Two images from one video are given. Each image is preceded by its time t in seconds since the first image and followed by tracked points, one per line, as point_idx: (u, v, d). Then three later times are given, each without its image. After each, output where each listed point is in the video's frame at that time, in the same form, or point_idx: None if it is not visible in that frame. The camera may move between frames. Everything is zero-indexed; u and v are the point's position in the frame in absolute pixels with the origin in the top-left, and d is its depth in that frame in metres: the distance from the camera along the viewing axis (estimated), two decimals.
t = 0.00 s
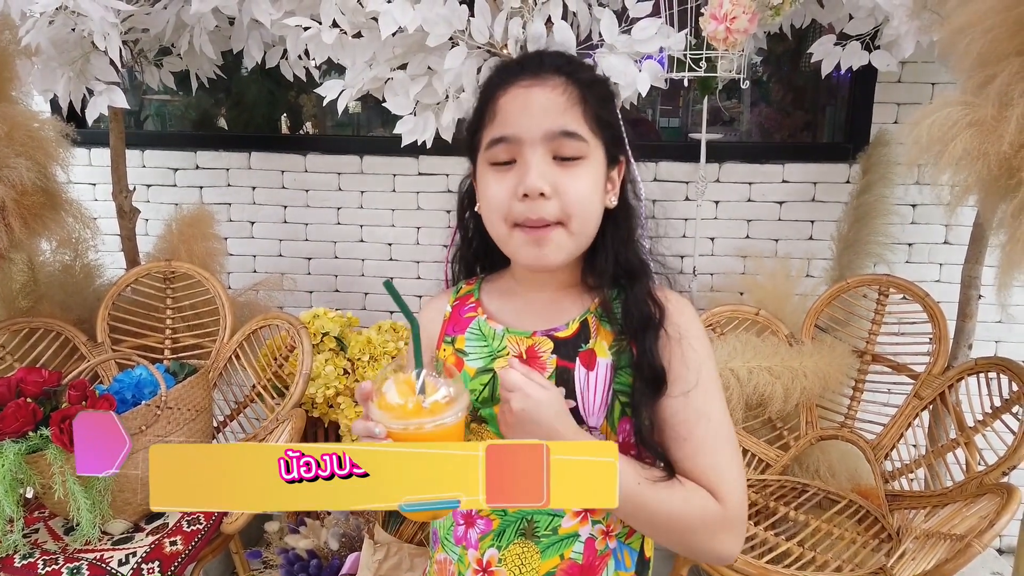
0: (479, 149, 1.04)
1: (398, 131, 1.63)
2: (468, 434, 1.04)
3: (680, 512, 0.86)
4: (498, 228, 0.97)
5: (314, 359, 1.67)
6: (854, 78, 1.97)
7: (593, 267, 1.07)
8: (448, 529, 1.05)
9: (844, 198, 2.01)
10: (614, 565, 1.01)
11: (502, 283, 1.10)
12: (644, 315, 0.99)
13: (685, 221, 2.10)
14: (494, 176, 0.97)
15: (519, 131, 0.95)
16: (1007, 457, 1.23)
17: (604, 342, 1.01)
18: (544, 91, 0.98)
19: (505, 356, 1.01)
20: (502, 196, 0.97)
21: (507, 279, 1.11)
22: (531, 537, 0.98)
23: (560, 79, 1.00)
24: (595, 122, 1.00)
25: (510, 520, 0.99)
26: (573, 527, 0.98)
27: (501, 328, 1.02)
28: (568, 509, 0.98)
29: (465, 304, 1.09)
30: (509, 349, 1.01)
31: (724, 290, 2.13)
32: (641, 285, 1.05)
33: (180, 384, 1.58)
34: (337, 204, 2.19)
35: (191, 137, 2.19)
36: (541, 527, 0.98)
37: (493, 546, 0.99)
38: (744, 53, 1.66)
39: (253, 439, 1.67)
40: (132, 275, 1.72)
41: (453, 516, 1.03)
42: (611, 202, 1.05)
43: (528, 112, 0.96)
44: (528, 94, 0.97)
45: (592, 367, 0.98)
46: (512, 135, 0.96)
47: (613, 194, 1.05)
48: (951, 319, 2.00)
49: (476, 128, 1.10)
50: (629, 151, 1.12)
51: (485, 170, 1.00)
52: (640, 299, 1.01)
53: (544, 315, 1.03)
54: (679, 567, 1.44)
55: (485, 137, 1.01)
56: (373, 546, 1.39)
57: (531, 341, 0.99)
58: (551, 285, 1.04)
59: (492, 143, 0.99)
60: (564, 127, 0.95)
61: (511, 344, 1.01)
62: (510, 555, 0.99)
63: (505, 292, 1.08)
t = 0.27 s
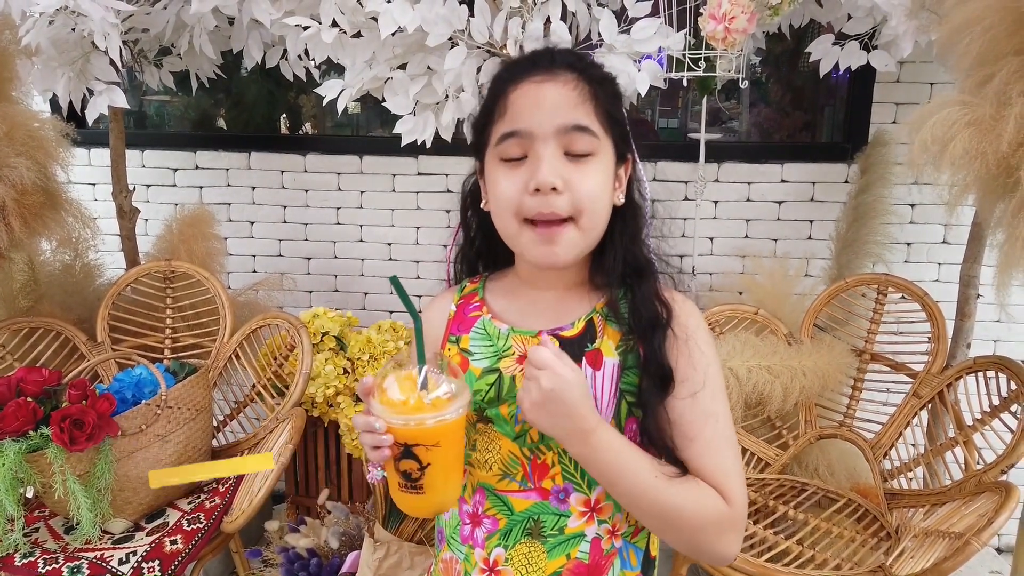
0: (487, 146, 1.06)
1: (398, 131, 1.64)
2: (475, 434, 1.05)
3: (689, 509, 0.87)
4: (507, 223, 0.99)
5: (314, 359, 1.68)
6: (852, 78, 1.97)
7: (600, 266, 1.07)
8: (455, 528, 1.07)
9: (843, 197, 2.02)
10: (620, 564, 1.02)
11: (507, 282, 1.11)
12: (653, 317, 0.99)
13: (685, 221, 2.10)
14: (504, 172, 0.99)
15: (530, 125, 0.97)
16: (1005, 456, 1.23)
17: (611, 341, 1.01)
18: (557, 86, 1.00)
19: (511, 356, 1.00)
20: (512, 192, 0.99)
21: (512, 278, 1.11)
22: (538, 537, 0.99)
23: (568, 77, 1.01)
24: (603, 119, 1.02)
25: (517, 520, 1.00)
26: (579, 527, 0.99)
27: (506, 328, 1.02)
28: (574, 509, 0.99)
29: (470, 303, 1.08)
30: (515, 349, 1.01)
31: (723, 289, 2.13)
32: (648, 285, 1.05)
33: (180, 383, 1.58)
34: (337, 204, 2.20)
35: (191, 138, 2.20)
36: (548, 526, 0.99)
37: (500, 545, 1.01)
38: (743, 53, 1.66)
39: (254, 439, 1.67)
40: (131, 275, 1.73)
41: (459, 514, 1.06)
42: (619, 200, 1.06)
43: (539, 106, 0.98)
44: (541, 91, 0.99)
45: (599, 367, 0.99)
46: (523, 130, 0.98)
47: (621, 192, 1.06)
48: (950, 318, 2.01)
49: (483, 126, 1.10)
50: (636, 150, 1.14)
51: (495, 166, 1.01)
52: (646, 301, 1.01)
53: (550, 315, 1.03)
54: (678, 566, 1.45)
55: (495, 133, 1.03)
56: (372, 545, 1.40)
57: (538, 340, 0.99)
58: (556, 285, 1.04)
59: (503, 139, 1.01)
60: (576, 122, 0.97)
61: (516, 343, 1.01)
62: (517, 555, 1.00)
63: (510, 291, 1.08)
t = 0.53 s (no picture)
0: (492, 147, 1.07)
1: (398, 131, 1.64)
2: (479, 436, 1.06)
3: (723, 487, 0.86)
4: (512, 225, 1.00)
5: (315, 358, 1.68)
6: (851, 79, 1.98)
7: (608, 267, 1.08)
8: (459, 530, 1.08)
9: (842, 198, 2.02)
10: (624, 567, 1.02)
11: (511, 284, 1.11)
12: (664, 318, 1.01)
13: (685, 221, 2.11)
14: (510, 174, 1.00)
15: (537, 129, 0.98)
16: (1004, 455, 1.23)
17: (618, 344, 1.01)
18: (562, 88, 1.00)
19: (516, 357, 1.01)
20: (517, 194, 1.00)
21: (517, 280, 1.12)
22: (542, 539, 1.00)
23: (573, 77, 1.02)
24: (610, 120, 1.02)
25: (521, 522, 1.01)
26: (584, 530, 0.99)
27: (512, 329, 1.02)
28: (578, 512, 1.00)
29: (475, 304, 1.08)
30: (520, 350, 1.01)
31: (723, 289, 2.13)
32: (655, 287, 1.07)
33: (182, 382, 1.59)
34: (338, 205, 2.20)
35: (192, 138, 2.20)
36: (552, 529, 1.00)
37: (504, 547, 1.02)
38: (743, 54, 1.67)
39: (255, 438, 1.68)
40: (132, 275, 1.73)
41: (464, 516, 1.07)
42: (627, 200, 1.07)
43: (545, 109, 0.99)
44: (547, 93, 1.00)
45: (606, 369, 0.99)
46: (529, 134, 0.99)
47: (628, 192, 1.07)
48: (949, 318, 2.02)
49: (487, 127, 1.11)
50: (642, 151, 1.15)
51: (500, 169, 1.02)
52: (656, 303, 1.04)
53: (558, 317, 1.04)
54: (678, 565, 1.45)
55: (500, 134, 1.04)
56: (374, 544, 1.40)
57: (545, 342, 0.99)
58: (563, 285, 1.05)
59: (508, 141, 1.01)
60: (582, 125, 0.98)
61: (522, 345, 1.01)
62: (520, 557, 1.01)
63: (516, 293, 1.09)
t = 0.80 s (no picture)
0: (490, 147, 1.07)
1: (396, 131, 1.64)
2: (475, 438, 1.06)
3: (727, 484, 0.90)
4: (508, 225, 1.00)
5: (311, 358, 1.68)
6: (847, 80, 1.99)
7: (606, 271, 1.09)
8: (455, 533, 1.09)
9: (838, 198, 2.03)
10: (620, 571, 1.03)
11: (509, 286, 1.11)
12: (667, 325, 1.03)
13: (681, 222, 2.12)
14: (506, 174, 1.00)
15: (534, 129, 0.98)
16: (998, 453, 1.23)
17: (618, 349, 1.02)
18: (561, 87, 1.01)
19: (514, 360, 1.01)
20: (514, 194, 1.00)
21: (515, 281, 1.12)
22: (537, 544, 1.01)
23: (572, 77, 1.02)
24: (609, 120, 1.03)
25: (517, 526, 1.02)
26: (580, 535, 1.00)
27: (511, 332, 1.03)
28: (574, 517, 1.00)
29: (473, 306, 1.09)
30: (518, 354, 1.01)
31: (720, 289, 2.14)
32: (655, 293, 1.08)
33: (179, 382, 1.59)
34: (335, 205, 2.20)
35: (189, 138, 2.21)
36: (548, 534, 1.01)
37: (499, 551, 1.02)
38: (739, 54, 1.67)
39: (252, 438, 1.68)
40: (129, 275, 1.73)
41: (460, 520, 1.08)
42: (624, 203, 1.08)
43: (543, 108, 0.99)
44: (546, 92, 1.00)
45: (606, 375, 1.00)
46: (526, 133, 0.99)
47: (625, 194, 1.08)
48: (944, 318, 2.02)
49: (485, 127, 1.11)
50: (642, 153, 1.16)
51: (498, 168, 1.02)
52: (656, 307, 1.05)
53: (556, 321, 1.04)
54: (673, 564, 1.46)
55: (498, 134, 1.04)
56: (370, 543, 1.40)
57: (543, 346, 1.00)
58: (561, 288, 1.06)
59: (505, 141, 1.02)
60: (581, 124, 0.98)
61: (520, 348, 1.01)
62: (516, 561, 1.02)
63: (514, 295, 1.09)
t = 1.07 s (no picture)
0: (491, 145, 1.08)
1: (389, 130, 1.64)
2: (475, 448, 1.06)
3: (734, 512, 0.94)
4: (512, 228, 1.00)
5: (304, 357, 1.67)
6: (840, 80, 1.99)
7: (610, 276, 1.11)
8: (453, 545, 1.09)
9: (831, 198, 2.04)
10: None
11: (509, 291, 1.12)
12: (672, 330, 1.03)
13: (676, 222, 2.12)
14: (509, 174, 1.00)
15: (535, 126, 0.99)
16: (990, 452, 1.24)
17: (623, 358, 1.03)
18: (565, 84, 1.01)
19: (516, 368, 1.02)
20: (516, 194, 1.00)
21: (517, 286, 1.12)
22: (537, 559, 1.01)
23: (571, 75, 1.03)
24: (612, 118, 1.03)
25: (516, 540, 1.02)
26: (581, 549, 1.00)
27: (512, 339, 1.03)
28: (576, 531, 1.00)
29: (471, 310, 1.09)
30: (519, 361, 1.02)
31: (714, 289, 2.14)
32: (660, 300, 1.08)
33: (171, 382, 1.58)
34: (329, 204, 2.20)
35: (182, 137, 2.20)
36: (548, 548, 1.01)
37: (498, 564, 1.02)
38: (732, 54, 1.67)
39: (245, 438, 1.68)
40: (121, 274, 1.73)
41: (457, 532, 1.07)
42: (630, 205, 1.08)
43: (545, 105, 1.00)
44: (547, 90, 1.01)
45: (611, 384, 1.00)
46: (529, 130, 0.99)
47: (631, 195, 1.08)
48: (937, 317, 2.03)
49: (486, 125, 1.12)
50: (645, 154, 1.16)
51: (500, 168, 1.02)
52: (661, 313, 1.05)
53: (559, 327, 1.05)
54: (667, 564, 1.46)
55: (500, 132, 1.05)
56: (363, 543, 1.39)
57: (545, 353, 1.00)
58: (564, 294, 1.06)
59: (507, 140, 1.02)
60: (585, 122, 0.98)
61: (521, 355, 1.02)
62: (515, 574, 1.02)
63: (514, 300, 1.10)
